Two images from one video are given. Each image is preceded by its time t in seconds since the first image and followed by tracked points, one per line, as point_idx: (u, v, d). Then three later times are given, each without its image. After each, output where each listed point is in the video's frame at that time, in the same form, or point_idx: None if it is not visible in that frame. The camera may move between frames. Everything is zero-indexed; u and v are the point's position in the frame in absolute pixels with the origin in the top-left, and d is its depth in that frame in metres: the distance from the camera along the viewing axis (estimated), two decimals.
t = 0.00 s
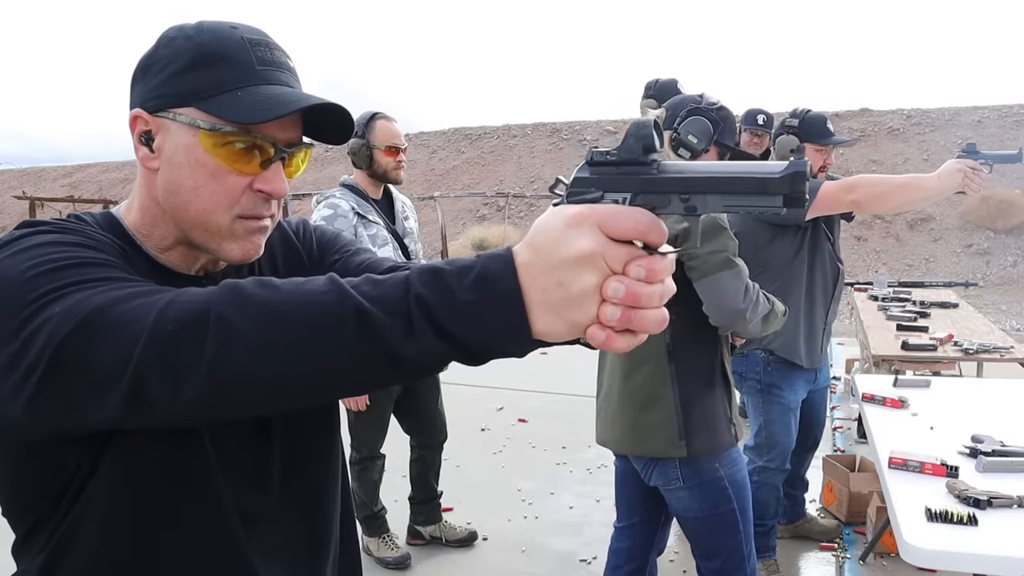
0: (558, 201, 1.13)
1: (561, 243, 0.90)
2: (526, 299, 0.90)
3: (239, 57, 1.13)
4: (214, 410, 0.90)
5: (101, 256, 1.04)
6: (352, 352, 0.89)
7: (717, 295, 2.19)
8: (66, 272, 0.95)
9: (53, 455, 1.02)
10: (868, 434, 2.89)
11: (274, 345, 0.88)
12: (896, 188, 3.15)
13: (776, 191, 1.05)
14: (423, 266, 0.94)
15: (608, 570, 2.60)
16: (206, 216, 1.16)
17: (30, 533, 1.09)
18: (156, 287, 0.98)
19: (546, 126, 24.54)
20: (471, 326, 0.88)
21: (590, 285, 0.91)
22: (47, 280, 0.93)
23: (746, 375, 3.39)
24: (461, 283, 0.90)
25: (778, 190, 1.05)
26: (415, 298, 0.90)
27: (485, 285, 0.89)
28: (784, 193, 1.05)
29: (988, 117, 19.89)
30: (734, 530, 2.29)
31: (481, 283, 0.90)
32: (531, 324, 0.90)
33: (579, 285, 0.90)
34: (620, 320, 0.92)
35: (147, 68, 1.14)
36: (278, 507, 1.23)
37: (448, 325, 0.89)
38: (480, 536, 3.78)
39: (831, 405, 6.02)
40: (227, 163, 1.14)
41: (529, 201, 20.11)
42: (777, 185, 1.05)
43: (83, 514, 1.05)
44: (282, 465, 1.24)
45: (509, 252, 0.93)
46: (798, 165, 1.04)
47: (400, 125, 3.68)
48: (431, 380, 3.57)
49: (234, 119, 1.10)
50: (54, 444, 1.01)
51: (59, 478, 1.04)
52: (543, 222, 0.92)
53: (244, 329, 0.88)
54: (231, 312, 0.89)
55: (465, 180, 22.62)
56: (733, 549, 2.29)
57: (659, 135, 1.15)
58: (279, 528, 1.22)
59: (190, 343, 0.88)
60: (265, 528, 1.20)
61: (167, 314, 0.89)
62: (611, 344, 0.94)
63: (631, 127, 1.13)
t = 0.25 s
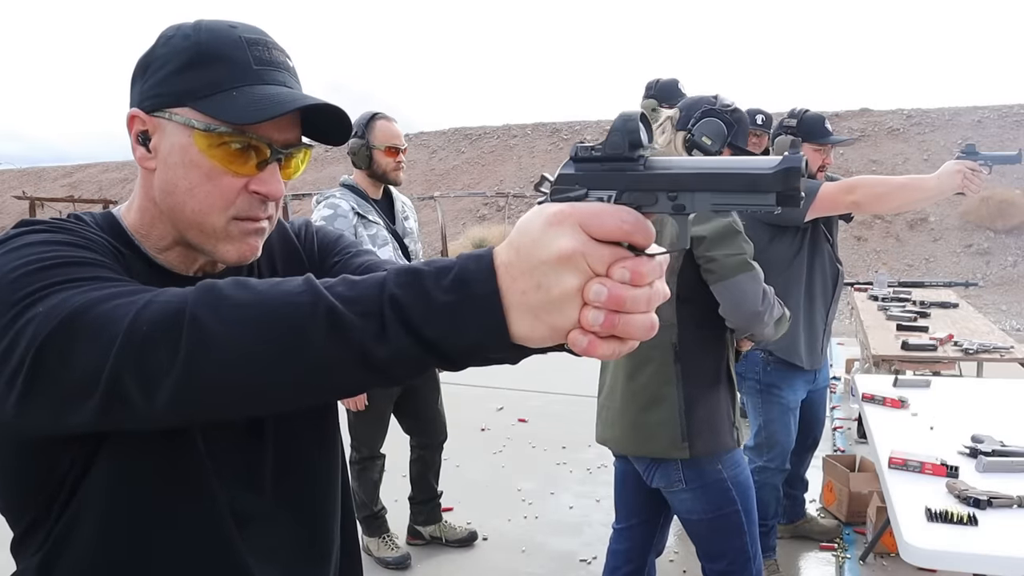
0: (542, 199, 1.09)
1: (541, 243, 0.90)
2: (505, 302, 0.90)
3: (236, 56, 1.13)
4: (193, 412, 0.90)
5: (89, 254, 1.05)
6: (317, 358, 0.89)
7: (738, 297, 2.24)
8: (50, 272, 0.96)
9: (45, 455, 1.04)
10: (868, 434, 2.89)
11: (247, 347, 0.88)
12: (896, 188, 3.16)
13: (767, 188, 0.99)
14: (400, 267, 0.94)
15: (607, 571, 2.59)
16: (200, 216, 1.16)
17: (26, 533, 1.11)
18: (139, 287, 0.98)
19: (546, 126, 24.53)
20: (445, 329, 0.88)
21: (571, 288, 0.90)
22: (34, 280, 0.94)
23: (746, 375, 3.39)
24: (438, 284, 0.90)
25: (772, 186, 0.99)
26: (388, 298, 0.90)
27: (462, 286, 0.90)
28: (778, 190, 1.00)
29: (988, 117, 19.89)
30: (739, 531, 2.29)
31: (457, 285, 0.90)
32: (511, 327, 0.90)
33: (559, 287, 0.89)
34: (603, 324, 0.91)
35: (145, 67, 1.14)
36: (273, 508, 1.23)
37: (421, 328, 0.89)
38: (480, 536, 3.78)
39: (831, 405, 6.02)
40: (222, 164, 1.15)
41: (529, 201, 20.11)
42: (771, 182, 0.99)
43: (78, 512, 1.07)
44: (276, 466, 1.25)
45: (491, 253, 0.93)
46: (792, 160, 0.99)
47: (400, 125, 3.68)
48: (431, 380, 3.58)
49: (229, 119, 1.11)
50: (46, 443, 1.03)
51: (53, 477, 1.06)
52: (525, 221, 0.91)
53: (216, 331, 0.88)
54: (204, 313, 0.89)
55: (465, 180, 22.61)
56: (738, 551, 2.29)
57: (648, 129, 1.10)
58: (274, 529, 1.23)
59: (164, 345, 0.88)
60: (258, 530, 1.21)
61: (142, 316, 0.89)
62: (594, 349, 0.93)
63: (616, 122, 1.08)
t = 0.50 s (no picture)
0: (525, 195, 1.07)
1: (524, 240, 0.90)
2: (493, 299, 0.90)
3: (224, 58, 1.16)
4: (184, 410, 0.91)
5: (83, 253, 1.06)
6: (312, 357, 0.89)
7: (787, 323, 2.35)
8: (43, 271, 0.97)
9: (41, 452, 1.05)
10: (868, 434, 2.89)
11: (236, 344, 0.89)
12: (894, 188, 3.16)
13: (751, 178, 0.99)
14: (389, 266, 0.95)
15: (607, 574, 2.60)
16: (186, 217, 1.19)
17: (25, 530, 1.12)
18: (131, 284, 0.99)
19: (547, 126, 24.52)
20: (434, 327, 0.88)
21: (555, 284, 0.90)
22: (27, 277, 0.96)
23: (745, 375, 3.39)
24: (427, 281, 0.90)
25: (756, 177, 1.00)
26: (378, 295, 0.90)
27: (449, 283, 0.90)
28: (761, 181, 1.00)
29: (989, 117, 19.87)
30: (746, 533, 2.29)
31: (447, 282, 0.90)
32: (498, 324, 0.90)
33: (544, 284, 0.89)
34: (587, 321, 0.90)
35: (136, 66, 1.17)
36: (269, 506, 1.24)
37: (410, 325, 0.89)
38: (480, 536, 3.78)
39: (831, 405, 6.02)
40: (208, 164, 1.17)
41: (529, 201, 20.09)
42: (755, 173, 1.00)
43: (73, 511, 1.07)
44: (273, 464, 1.25)
45: (479, 249, 0.94)
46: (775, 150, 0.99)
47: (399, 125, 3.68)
48: (431, 380, 3.58)
49: (214, 119, 1.13)
50: (43, 440, 1.04)
51: (47, 474, 1.07)
52: (507, 221, 0.91)
53: (204, 328, 0.89)
54: (193, 313, 0.90)
55: (465, 180, 22.60)
56: (745, 552, 2.30)
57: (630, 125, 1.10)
58: (270, 525, 1.24)
59: (154, 343, 0.89)
60: (257, 526, 1.21)
61: (133, 315, 0.90)
62: (580, 346, 0.91)
63: (599, 117, 1.08)
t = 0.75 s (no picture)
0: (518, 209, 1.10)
1: (515, 253, 0.90)
2: (481, 313, 0.90)
3: (224, 58, 1.16)
4: (173, 419, 0.92)
5: (80, 257, 1.07)
6: (299, 368, 0.90)
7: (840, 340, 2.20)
8: (41, 276, 0.98)
9: (38, 455, 1.06)
10: (868, 434, 2.89)
11: (228, 353, 0.90)
12: (892, 189, 3.25)
13: (744, 195, 0.99)
14: (376, 279, 0.96)
15: None
16: (188, 217, 1.19)
17: (20, 530, 1.12)
18: (130, 293, 0.99)
19: (547, 126, 24.52)
20: (421, 339, 0.89)
21: (544, 298, 0.90)
22: (26, 282, 0.97)
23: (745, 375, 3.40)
24: (414, 294, 0.91)
25: (748, 194, 0.99)
26: (365, 309, 0.91)
27: (437, 296, 0.90)
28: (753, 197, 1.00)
29: (989, 117, 19.87)
30: (765, 538, 2.18)
31: (434, 295, 0.90)
32: (486, 338, 0.91)
33: (532, 298, 0.90)
34: (578, 335, 0.91)
35: (138, 68, 1.18)
36: (267, 510, 1.25)
37: (398, 337, 0.90)
38: (480, 536, 3.78)
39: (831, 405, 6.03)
40: (209, 164, 1.18)
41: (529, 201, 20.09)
42: (747, 189, 0.99)
43: (70, 514, 1.08)
44: (271, 469, 1.26)
45: (469, 261, 0.94)
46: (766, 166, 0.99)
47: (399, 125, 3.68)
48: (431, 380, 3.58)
49: (214, 120, 1.14)
50: (42, 443, 1.05)
51: (43, 477, 1.08)
52: (497, 233, 0.92)
53: (195, 338, 0.90)
54: (183, 323, 0.91)
55: (465, 180, 22.59)
56: (761, 557, 2.18)
57: (622, 137, 1.10)
58: (268, 529, 1.25)
59: (145, 353, 0.90)
60: (253, 531, 1.22)
61: (124, 325, 0.90)
62: (570, 360, 0.92)
63: (589, 129, 1.08)
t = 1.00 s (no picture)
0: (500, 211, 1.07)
1: (492, 257, 0.86)
2: (457, 318, 0.87)
3: (221, 57, 1.13)
4: (156, 419, 0.90)
5: (70, 256, 1.04)
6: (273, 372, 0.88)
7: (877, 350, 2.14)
8: (31, 273, 0.96)
9: (31, 454, 1.05)
10: (869, 434, 2.87)
11: (201, 353, 0.88)
12: (894, 190, 3.30)
13: (732, 202, 0.92)
14: (355, 280, 0.92)
15: None
16: (184, 217, 1.16)
17: (21, 531, 1.11)
18: (116, 291, 0.98)
19: (547, 126, 24.50)
20: (393, 344, 0.86)
21: (523, 305, 0.86)
22: (14, 280, 0.95)
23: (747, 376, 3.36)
24: (389, 297, 0.88)
25: (737, 201, 0.93)
26: (338, 310, 0.88)
27: (413, 299, 0.87)
28: (742, 204, 0.93)
29: (989, 117, 19.85)
30: (791, 544, 2.16)
31: (410, 297, 0.87)
32: (462, 345, 0.88)
33: (510, 305, 0.86)
34: (556, 345, 0.88)
35: (136, 67, 1.16)
36: (267, 513, 1.21)
37: (371, 342, 0.87)
38: (480, 536, 3.74)
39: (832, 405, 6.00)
40: (206, 165, 1.15)
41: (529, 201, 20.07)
42: (736, 196, 0.93)
43: (64, 514, 1.07)
44: (272, 469, 1.23)
45: (448, 265, 0.90)
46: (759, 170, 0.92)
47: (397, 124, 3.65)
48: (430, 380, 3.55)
49: (209, 120, 1.10)
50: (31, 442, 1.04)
51: (38, 476, 1.06)
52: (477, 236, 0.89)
53: (170, 338, 0.88)
54: (159, 322, 0.89)
55: (465, 180, 22.57)
56: (787, 563, 2.16)
57: (609, 137, 1.06)
58: (269, 532, 1.21)
59: (124, 351, 0.89)
60: (254, 533, 1.19)
61: (104, 322, 0.89)
62: (548, 371, 0.89)
63: (574, 128, 1.04)
